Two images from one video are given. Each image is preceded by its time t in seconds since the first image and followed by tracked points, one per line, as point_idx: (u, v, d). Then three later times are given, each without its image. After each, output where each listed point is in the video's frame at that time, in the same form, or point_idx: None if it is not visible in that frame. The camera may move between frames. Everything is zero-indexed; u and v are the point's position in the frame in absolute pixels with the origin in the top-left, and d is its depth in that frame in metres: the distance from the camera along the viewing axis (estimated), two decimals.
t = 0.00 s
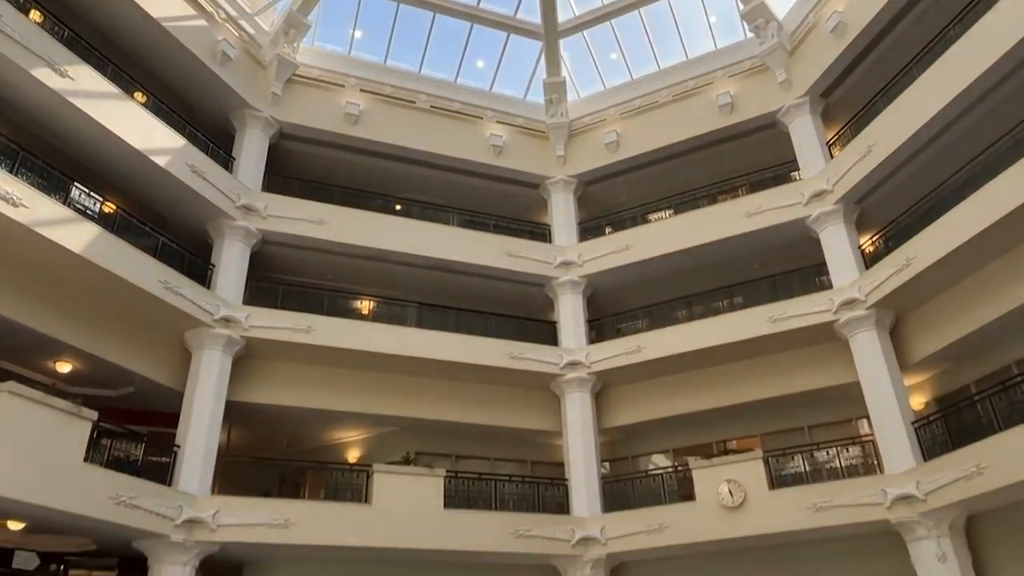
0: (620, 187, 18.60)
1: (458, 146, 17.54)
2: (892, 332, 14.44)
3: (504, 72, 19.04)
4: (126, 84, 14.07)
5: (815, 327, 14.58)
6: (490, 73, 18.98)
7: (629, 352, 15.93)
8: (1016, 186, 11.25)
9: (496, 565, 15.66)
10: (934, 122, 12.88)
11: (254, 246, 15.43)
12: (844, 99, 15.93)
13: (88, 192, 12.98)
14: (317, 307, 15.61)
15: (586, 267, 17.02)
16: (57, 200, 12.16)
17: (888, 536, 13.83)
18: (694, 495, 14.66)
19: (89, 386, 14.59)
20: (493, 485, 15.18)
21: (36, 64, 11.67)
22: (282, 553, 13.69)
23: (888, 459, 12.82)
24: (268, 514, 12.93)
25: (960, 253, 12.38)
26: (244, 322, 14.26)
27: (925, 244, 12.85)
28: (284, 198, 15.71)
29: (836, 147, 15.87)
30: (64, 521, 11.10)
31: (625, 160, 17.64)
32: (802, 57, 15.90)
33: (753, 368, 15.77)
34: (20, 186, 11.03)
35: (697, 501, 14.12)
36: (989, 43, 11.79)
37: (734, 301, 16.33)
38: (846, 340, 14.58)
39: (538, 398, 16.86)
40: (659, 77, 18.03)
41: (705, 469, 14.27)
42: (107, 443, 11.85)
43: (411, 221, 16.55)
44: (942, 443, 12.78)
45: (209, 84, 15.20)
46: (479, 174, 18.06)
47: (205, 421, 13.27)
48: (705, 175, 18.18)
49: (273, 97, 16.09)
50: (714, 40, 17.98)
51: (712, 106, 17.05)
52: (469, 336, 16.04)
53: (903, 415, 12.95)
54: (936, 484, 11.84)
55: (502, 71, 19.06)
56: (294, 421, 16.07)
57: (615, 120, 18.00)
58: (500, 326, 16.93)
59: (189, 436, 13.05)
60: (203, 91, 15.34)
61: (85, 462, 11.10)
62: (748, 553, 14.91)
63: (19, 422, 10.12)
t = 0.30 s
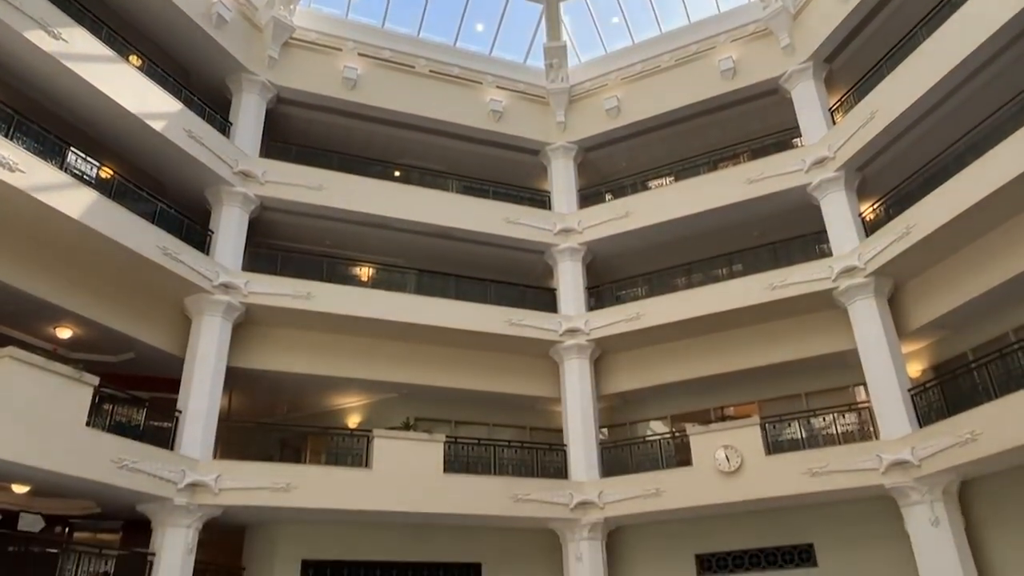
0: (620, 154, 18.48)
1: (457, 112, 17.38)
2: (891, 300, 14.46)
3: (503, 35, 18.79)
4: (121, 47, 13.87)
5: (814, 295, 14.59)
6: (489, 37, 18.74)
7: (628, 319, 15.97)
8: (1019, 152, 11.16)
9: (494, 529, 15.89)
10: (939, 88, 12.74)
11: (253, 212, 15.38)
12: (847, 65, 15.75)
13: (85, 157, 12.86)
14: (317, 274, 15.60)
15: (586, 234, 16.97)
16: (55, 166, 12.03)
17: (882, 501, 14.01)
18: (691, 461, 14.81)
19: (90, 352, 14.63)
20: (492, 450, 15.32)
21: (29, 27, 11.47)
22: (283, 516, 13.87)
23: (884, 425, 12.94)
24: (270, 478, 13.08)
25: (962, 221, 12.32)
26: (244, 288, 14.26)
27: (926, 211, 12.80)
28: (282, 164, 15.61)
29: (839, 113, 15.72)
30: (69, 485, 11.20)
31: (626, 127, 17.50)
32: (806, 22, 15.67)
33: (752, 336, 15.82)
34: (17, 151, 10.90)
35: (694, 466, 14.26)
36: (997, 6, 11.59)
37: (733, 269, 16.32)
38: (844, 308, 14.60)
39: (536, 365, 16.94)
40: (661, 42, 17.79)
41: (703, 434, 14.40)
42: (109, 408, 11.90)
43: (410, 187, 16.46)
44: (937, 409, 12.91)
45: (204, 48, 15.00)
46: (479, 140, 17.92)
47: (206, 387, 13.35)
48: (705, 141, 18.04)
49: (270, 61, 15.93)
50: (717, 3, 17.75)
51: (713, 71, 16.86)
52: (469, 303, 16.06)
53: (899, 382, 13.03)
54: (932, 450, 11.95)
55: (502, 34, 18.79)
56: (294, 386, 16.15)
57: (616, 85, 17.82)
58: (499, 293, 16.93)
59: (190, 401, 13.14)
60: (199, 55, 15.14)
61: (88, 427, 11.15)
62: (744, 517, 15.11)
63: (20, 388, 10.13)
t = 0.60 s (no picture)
0: (621, 121, 18.32)
1: (456, 78, 17.20)
2: (890, 269, 14.45)
3: None
4: (115, 10, 13.64)
5: (813, 264, 14.58)
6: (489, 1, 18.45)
7: (627, 287, 15.98)
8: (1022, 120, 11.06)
9: (494, 494, 16.08)
10: (943, 54, 12.58)
11: (250, 179, 15.28)
12: (852, 30, 15.53)
13: (80, 122, 12.64)
14: (315, 241, 15.55)
15: (585, 202, 16.90)
16: (49, 130, 11.87)
17: (877, 467, 14.16)
18: (688, 428, 14.93)
19: (90, 319, 14.66)
20: (491, 417, 15.43)
21: None
22: (284, 481, 14.02)
23: (880, 393, 13.02)
24: (270, 443, 13.19)
25: (963, 189, 12.25)
26: (242, 255, 14.25)
27: (927, 179, 12.73)
28: (280, 130, 15.48)
29: (841, 80, 15.55)
30: (71, 450, 11.29)
31: (627, 93, 17.34)
32: None
33: (751, 304, 15.84)
34: (11, 115, 10.78)
35: (691, 433, 14.38)
36: None
37: (733, 237, 16.29)
38: (843, 276, 14.60)
39: (536, 333, 16.99)
40: (663, 6, 17.52)
41: (700, 402, 14.49)
42: (109, 374, 11.87)
43: (409, 154, 16.35)
44: (934, 377, 12.94)
45: (200, 12, 14.77)
46: (478, 106, 17.76)
47: (206, 353, 13.40)
48: (706, 108, 17.89)
49: (266, 25, 15.71)
50: None
51: (716, 36, 16.66)
52: (468, 271, 16.05)
53: (896, 350, 13.09)
54: (927, 417, 12.04)
55: None
56: (294, 354, 16.20)
57: (617, 51, 17.62)
58: (498, 261, 16.91)
59: (190, 367, 13.20)
60: (194, 19, 14.91)
61: (89, 393, 11.18)
62: (740, 484, 15.28)
63: (20, 354, 10.15)
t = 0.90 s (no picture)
0: (622, 88, 18.13)
1: (454, 43, 16.98)
2: (889, 238, 14.41)
3: None
4: None
5: (813, 233, 14.54)
6: None
7: (626, 256, 15.95)
8: None
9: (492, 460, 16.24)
10: (948, 20, 12.41)
11: (247, 146, 15.16)
12: None
13: (74, 87, 12.46)
14: (313, 209, 15.47)
15: (585, 170, 16.79)
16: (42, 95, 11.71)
17: (872, 435, 14.28)
18: (685, 396, 15.02)
19: (89, 286, 14.66)
20: (490, 385, 15.51)
21: None
22: (284, 447, 14.13)
23: (877, 362, 13.07)
24: (269, 410, 13.26)
25: (965, 158, 12.17)
26: (240, 223, 14.19)
27: (929, 148, 12.64)
28: (276, 96, 15.31)
29: (845, 47, 15.36)
30: (72, 415, 11.35)
31: (628, 59, 17.14)
32: None
33: (749, 273, 15.84)
34: (3, 79, 10.63)
35: (689, 401, 14.48)
36: None
37: (733, 206, 16.22)
38: (842, 246, 14.57)
39: (534, 301, 17.00)
40: None
41: (697, 370, 14.56)
42: (108, 341, 11.90)
43: (407, 121, 16.20)
44: (930, 346, 12.95)
45: None
46: (477, 72, 17.56)
47: (205, 320, 13.41)
48: (708, 75, 17.70)
49: None
50: None
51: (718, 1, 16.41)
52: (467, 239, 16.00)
53: (894, 319, 13.11)
54: (923, 385, 12.11)
55: None
56: (293, 321, 16.23)
57: (618, 16, 17.36)
58: (497, 229, 16.87)
59: (189, 334, 13.21)
60: None
61: (88, 360, 11.19)
62: (736, 451, 15.42)
63: (17, 321, 10.13)
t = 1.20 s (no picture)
0: (622, 56, 17.94)
1: (453, 9, 16.80)
2: (889, 209, 14.37)
3: None
4: None
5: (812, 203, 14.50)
6: None
7: (625, 226, 15.91)
8: None
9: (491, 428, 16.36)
10: None
11: (243, 113, 15.02)
12: None
13: (67, 52, 12.28)
14: (311, 177, 15.35)
15: (584, 139, 16.68)
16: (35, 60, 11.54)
17: (867, 404, 14.38)
18: (682, 366, 15.09)
19: (87, 254, 14.63)
20: (489, 354, 15.56)
21: None
22: (283, 415, 14.21)
23: (873, 332, 13.12)
24: (268, 378, 13.32)
25: (967, 127, 12.08)
26: (237, 191, 14.11)
27: (930, 117, 12.54)
28: (272, 63, 15.14)
29: (848, 14, 15.27)
30: (72, 383, 11.39)
31: (629, 26, 16.92)
32: None
33: (748, 243, 15.82)
34: None
35: (686, 370, 14.55)
36: None
37: (732, 176, 16.13)
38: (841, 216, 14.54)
39: (533, 271, 17.00)
40: None
41: (695, 340, 14.61)
42: (106, 310, 11.88)
43: (404, 89, 16.04)
44: (927, 316, 12.98)
45: None
46: (475, 39, 17.38)
47: (203, 288, 13.40)
48: (708, 43, 17.54)
49: None
50: None
51: None
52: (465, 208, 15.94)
53: (891, 289, 13.12)
54: (919, 355, 12.17)
55: None
56: (291, 290, 16.23)
57: None
58: (496, 198, 16.80)
59: (187, 302, 13.21)
60: None
61: (87, 328, 11.19)
62: (733, 420, 15.54)
63: (14, 289, 10.09)
